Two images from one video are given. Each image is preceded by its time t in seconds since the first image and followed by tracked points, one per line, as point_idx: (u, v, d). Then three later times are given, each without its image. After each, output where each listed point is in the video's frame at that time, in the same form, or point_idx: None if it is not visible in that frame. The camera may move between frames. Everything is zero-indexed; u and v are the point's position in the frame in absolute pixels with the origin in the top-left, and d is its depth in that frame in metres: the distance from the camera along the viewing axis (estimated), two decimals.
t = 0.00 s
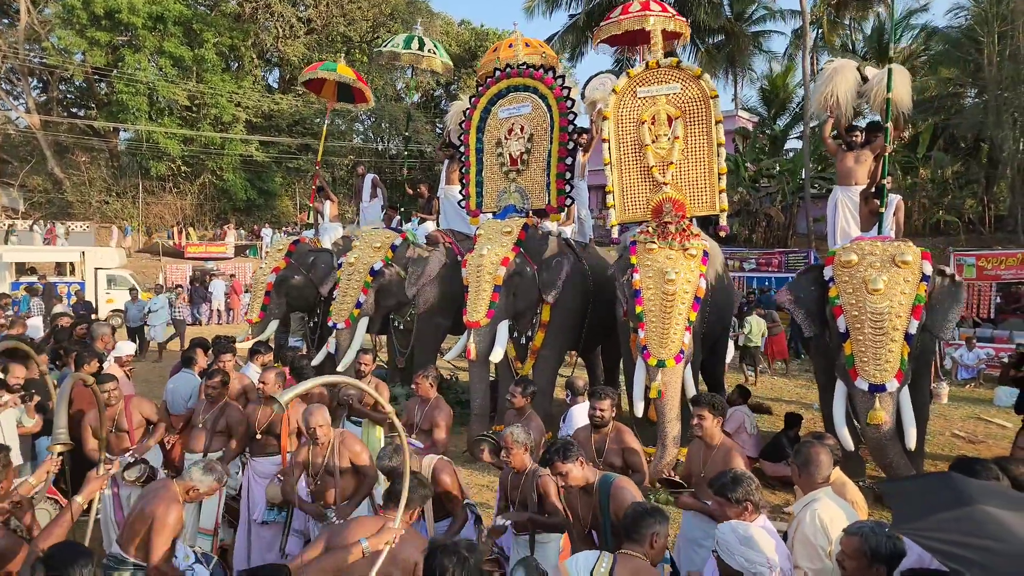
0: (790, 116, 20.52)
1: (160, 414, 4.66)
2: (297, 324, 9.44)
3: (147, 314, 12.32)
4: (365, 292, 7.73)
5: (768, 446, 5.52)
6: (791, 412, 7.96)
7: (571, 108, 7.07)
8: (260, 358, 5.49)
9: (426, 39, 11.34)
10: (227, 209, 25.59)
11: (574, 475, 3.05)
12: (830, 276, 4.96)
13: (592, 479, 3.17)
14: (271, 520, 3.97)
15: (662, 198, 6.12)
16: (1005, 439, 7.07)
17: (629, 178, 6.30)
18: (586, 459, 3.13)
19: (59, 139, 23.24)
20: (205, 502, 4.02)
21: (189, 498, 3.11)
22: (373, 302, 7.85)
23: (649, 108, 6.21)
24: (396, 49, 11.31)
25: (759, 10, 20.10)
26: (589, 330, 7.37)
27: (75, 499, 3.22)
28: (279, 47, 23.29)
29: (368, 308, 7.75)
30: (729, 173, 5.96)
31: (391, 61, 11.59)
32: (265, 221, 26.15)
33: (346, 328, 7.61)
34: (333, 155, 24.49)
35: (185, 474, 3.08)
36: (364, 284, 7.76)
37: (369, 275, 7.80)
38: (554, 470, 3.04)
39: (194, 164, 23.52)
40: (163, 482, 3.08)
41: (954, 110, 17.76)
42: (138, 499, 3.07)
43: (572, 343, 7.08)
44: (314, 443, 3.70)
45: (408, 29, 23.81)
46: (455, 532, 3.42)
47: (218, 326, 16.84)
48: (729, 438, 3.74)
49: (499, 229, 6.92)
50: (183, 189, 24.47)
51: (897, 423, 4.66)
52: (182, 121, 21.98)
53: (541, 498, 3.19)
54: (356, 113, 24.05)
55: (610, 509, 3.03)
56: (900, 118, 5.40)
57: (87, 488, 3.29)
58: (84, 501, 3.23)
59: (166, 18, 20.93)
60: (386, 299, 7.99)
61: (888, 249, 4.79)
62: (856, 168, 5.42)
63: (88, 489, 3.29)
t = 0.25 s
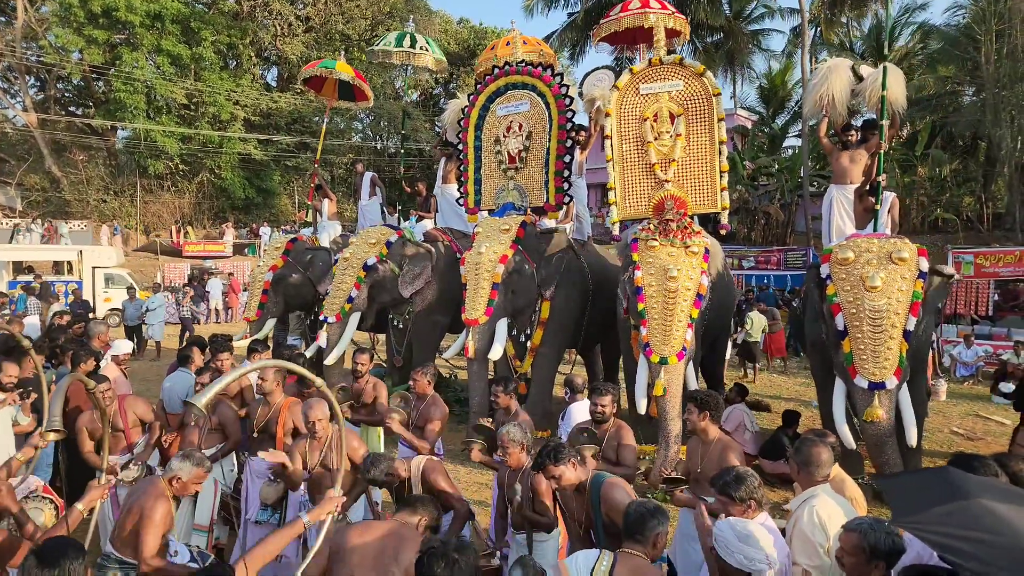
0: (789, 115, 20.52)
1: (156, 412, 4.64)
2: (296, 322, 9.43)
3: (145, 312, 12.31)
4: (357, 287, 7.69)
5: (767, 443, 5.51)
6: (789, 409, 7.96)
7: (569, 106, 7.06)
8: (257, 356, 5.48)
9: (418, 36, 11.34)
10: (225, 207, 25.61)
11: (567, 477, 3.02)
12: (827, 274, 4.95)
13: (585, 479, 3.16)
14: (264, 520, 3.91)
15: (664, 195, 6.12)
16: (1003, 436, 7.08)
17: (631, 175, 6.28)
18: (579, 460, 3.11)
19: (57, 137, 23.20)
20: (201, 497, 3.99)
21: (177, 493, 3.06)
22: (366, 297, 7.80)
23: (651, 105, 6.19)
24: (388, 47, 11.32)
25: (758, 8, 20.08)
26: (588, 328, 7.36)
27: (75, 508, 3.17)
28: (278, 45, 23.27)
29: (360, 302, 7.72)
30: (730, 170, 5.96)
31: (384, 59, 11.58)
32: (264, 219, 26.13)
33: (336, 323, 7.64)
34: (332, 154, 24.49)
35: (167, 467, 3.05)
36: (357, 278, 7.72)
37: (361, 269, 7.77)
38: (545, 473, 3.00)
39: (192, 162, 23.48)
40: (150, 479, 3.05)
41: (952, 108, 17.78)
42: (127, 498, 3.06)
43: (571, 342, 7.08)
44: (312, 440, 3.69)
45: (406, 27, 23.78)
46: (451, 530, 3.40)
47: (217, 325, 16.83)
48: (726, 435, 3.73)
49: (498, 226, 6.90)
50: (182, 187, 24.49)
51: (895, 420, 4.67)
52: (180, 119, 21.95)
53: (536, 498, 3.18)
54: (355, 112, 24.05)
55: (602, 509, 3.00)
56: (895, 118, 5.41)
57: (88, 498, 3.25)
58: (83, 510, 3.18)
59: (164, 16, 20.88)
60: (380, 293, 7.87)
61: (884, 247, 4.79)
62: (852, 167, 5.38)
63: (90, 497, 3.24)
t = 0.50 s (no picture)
0: (789, 113, 20.48)
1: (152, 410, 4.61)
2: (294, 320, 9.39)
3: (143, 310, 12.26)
4: (352, 282, 7.63)
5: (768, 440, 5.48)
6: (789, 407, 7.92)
7: (569, 102, 7.01)
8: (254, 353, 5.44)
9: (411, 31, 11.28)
10: (223, 205, 25.61)
11: (564, 475, 2.98)
12: (825, 271, 4.92)
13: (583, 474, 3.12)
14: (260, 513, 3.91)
15: (667, 191, 6.11)
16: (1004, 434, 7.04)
17: (634, 171, 6.24)
18: (575, 457, 3.06)
19: (54, 135, 23.10)
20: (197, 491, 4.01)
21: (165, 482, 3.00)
22: (361, 292, 7.74)
23: (656, 100, 6.15)
24: (381, 43, 11.26)
25: (758, 6, 20.03)
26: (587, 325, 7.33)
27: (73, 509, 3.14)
28: (276, 42, 23.23)
29: (355, 297, 7.66)
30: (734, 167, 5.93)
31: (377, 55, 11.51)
32: (262, 217, 26.09)
33: (331, 316, 7.53)
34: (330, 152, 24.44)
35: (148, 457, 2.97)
36: (352, 273, 7.67)
37: (357, 264, 7.72)
38: (543, 471, 2.96)
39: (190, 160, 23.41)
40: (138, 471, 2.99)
41: (952, 105, 17.74)
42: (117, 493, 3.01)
43: (569, 339, 7.04)
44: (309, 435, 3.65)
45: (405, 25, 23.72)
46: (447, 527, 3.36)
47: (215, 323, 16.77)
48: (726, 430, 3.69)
49: (497, 223, 6.85)
50: (180, 185, 24.55)
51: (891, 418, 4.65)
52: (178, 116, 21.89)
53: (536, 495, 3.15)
54: (354, 109, 24.00)
55: (597, 504, 2.97)
56: (894, 115, 5.35)
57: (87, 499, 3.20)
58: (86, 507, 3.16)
59: (161, 13, 20.81)
60: (376, 289, 7.82)
61: (884, 243, 4.76)
62: (849, 165, 5.39)
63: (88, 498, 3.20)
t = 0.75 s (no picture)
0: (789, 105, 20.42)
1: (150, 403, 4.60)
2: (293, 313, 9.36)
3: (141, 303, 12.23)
4: (350, 275, 7.61)
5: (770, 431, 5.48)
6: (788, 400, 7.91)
7: (569, 94, 6.96)
8: (251, 346, 5.42)
9: (403, 20, 11.19)
10: (221, 198, 25.63)
11: (564, 467, 2.98)
12: (824, 262, 4.87)
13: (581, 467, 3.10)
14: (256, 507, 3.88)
15: (670, 182, 6.07)
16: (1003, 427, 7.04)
17: (638, 161, 6.20)
18: (574, 449, 3.06)
19: (51, 127, 22.98)
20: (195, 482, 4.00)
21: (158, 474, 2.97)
22: (360, 286, 7.71)
23: (661, 90, 6.11)
24: (373, 34, 11.12)
25: None
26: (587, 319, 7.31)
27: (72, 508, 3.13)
28: (274, 33, 23.17)
29: (353, 291, 7.64)
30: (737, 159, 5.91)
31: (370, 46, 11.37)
32: (260, 210, 26.04)
33: (331, 311, 7.54)
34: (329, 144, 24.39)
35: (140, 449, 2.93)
36: (350, 267, 7.64)
37: (354, 258, 7.68)
38: (542, 464, 2.97)
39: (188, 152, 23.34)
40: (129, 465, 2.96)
41: (953, 98, 17.69)
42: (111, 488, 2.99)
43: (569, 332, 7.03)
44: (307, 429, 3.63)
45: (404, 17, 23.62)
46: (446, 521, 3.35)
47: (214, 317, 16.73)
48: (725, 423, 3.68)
49: (496, 216, 6.82)
50: (178, 177, 24.47)
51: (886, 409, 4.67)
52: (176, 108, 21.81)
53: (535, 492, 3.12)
54: (353, 101, 23.92)
55: (596, 496, 2.97)
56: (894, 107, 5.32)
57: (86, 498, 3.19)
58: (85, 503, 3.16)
59: (158, 4, 20.70)
60: (373, 282, 7.77)
61: (882, 235, 4.71)
62: (848, 156, 5.36)
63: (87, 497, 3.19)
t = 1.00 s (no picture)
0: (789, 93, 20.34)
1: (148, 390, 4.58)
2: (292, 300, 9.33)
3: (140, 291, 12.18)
4: (350, 266, 7.54)
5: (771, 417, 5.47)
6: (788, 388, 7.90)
7: (569, 80, 6.89)
8: (250, 333, 5.39)
9: (401, 5, 11.10)
10: (219, 186, 25.66)
11: (565, 452, 2.96)
12: (819, 249, 4.85)
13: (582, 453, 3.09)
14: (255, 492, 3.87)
15: (672, 169, 6.03)
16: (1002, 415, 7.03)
17: (642, 149, 6.16)
18: (575, 434, 3.05)
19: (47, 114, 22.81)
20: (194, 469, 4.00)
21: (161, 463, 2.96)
22: (360, 275, 7.67)
23: (663, 76, 6.04)
24: (371, 19, 11.04)
25: None
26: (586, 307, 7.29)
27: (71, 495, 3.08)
28: (269, 19, 23.07)
29: (354, 282, 7.59)
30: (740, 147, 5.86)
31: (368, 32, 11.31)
32: (258, 198, 25.99)
33: (332, 302, 7.48)
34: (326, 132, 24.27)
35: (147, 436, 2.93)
36: (350, 258, 7.55)
37: (354, 249, 7.57)
38: (543, 449, 2.95)
39: (184, 139, 23.26)
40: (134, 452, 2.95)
41: (954, 86, 17.59)
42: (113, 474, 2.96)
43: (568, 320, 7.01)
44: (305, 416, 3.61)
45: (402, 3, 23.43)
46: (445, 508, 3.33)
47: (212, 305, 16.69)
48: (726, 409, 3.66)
49: (496, 203, 6.77)
50: (174, 165, 24.53)
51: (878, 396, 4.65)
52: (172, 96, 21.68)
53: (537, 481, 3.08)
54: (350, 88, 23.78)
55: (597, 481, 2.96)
56: (896, 91, 5.27)
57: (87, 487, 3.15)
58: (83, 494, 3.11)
59: None
60: (373, 272, 7.72)
61: (878, 222, 4.68)
62: (850, 141, 5.32)
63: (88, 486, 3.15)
